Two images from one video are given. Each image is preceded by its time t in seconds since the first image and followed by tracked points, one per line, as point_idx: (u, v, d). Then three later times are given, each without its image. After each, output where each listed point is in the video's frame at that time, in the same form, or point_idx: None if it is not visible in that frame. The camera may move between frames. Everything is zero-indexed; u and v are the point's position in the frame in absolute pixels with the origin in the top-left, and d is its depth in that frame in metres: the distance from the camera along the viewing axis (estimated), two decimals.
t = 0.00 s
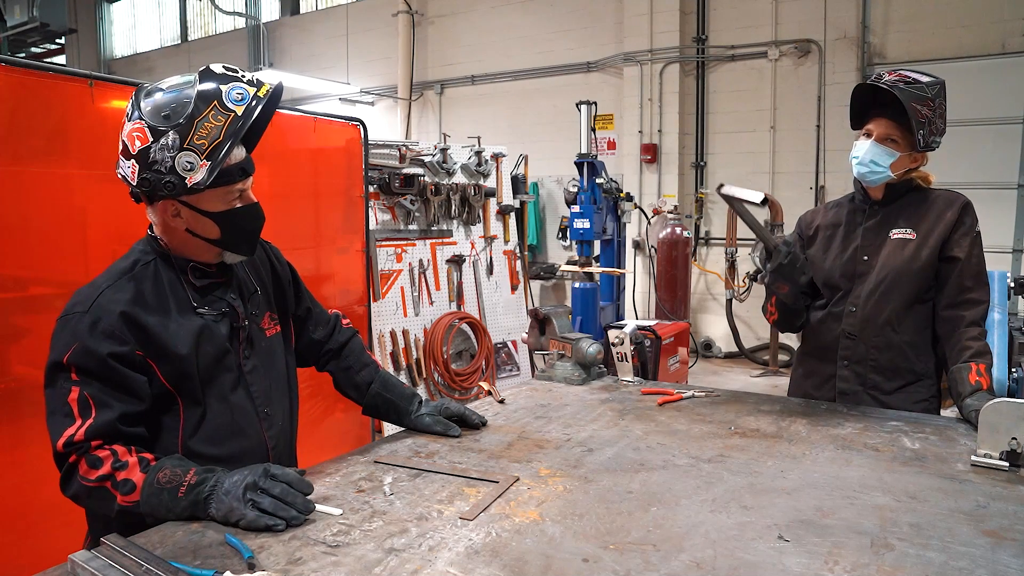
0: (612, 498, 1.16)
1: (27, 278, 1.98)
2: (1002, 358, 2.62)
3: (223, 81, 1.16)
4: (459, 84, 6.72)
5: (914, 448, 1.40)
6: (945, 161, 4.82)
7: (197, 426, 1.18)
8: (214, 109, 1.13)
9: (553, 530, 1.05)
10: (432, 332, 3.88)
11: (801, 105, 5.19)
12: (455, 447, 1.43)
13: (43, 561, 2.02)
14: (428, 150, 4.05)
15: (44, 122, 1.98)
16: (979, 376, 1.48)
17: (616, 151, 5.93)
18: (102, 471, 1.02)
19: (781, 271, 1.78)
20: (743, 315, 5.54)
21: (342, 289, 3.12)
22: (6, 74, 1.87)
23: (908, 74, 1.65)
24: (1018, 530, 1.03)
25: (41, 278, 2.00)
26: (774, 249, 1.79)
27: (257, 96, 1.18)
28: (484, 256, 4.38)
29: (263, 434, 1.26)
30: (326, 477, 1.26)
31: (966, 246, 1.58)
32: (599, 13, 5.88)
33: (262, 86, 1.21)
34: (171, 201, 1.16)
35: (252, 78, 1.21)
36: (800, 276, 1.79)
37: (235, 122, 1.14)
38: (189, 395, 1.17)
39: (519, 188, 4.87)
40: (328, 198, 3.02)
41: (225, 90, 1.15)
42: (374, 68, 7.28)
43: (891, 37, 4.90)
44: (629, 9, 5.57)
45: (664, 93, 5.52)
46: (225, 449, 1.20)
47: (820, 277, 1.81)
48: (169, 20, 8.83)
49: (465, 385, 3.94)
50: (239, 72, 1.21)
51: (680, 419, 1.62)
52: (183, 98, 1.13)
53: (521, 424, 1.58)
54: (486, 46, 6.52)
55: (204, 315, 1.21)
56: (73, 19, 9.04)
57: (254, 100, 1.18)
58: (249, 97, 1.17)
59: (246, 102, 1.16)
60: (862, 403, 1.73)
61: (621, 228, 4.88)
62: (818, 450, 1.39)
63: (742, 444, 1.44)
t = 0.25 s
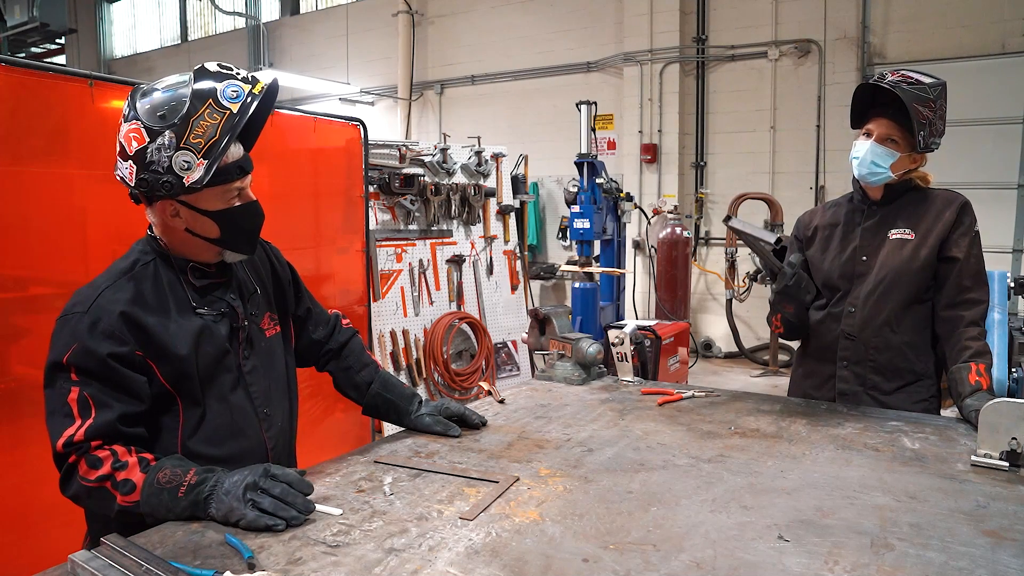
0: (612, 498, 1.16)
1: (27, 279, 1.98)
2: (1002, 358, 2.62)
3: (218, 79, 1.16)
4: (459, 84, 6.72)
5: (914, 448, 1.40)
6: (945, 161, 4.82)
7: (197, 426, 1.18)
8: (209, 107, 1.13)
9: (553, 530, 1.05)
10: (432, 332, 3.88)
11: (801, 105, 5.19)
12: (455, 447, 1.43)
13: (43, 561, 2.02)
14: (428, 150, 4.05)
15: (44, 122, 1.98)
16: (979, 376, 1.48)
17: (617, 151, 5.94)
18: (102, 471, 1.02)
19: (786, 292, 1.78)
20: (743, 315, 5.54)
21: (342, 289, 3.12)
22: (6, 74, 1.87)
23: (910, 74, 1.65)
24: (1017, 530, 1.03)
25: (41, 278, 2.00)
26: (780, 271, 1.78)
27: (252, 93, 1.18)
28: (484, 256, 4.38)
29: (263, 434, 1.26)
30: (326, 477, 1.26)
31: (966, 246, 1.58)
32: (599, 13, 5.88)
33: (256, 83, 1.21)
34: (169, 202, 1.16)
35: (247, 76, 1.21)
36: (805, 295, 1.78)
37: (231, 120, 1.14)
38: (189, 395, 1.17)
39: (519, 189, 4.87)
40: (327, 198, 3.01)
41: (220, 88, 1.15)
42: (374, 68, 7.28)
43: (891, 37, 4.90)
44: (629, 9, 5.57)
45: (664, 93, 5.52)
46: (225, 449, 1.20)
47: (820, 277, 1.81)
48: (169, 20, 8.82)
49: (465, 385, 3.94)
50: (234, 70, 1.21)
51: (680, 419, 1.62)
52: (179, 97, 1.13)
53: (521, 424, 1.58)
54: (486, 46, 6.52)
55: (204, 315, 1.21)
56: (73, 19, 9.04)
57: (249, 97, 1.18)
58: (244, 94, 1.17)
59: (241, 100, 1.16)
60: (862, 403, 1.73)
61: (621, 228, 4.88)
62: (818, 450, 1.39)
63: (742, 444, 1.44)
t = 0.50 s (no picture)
0: (612, 498, 1.16)
1: (27, 278, 1.98)
2: (1002, 358, 2.62)
3: (218, 79, 1.16)
4: (459, 84, 6.72)
5: (915, 448, 1.40)
6: (945, 161, 4.82)
7: (197, 426, 1.18)
8: (209, 108, 1.13)
9: (553, 530, 1.05)
10: (432, 332, 3.88)
11: (801, 105, 5.19)
12: (455, 447, 1.43)
13: (43, 561, 2.02)
14: (428, 150, 4.05)
15: (44, 122, 1.98)
16: (979, 376, 1.48)
17: (617, 151, 5.94)
18: (102, 471, 1.02)
19: (786, 298, 1.76)
20: (743, 315, 5.54)
21: (342, 289, 3.12)
22: (6, 74, 1.87)
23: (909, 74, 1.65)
24: (1018, 530, 1.03)
25: (41, 278, 2.00)
26: (780, 276, 1.76)
27: (252, 94, 1.18)
28: (484, 256, 4.38)
29: (262, 434, 1.26)
30: (326, 477, 1.26)
31: (966, 246, 1.58)
32: (598, 13, 5.88)
33: (255, 84, 1.21)
34: (169, 202, 1.16)
35: (247, 76, 1.21)
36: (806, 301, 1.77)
37: (231, 120, 1.14)
38: (189, 395, 1.17)
39: (519, 188, 4.87)
40: (327, 198, 3.01)
41: (220, 88, 1.15)
42: (374, 68, 7.28)
43: (891, 37, 4.90)
44: (629, 9, 5.57)
45: (664, 93, 5.52)
46: (225, 449, 1.20)
47: (820, 277, 1.81)
48: (169, 20, 8.83)
49: (465, 385, 3.94)
50: (234, 71, 1.21)
51: (680, 419, 1.62)
52: (178, 97, 1.13)
53: (521, 424, 1.58)
54: (486, 46, 6.52)
55: (203, 315, 1.21)
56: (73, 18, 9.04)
57: (250, 97, 1.18)
58: (244, 94, 1.17)
59: (241, 100, 1.16)
60: (862, 403, 1.73)
61: (621, 228, 4.88)
62: (819, 450, 1.39)
63: (742, 444, 1.44)
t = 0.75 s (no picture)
0: (612, 498, 1.16)
1: (27, 278, 1.98)
2: (1002, 358, 2.62)
3: (218, 80, 1.16)
4: (459, 84, 6.72)
5: (914, 448, 1.40)
6: (944, 161, 4.82)
7: (197, 426, 1.18)
8: (209, 108, 1.13)
9: (553, 530, 1.05)
10: (432, 331, 3.88)
11: (801, 105, 5.19)
12: (455, 447, 1.43)
13: (43, 561, 2.02)
14: (428, 150, 4.05)
15: (44, 122, 1.98)
16: (979, 376, 1.48)
17: (616, 151, 5.94)
18: (102, 471, 1.02)
19: (786, 299, 1.75)
20: (743, 315, 5.54)
21: (342, 289, 3.12)
22: (6, 74, 1.87)
23: (907, 74, 1.65)
24: (1017, 530, 1.03)
25: (40, 278, 2.00)
26: (780, 277, 1.75)
27: (252, 94, 1.18)
28: (484, 256, 4.39)
29: (262, 434, 1.26)
30: (326, 477, 1.26)
31: (967, 246, 1.58)
32: (598, 13, 5.89)
33: (255, 84, 1.21)
34: (169, 202, 1.16)
35: (247, 77, 1.21)
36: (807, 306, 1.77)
37: (232, 121, 1.14)
38: (189, 395, 1.17)
39: (519, 189, 4.87)
40: (327, 198, 3.01)
41: (220, 89, 1.15)
42: (374, 68, 7.28)
43: (891, 37, 4.91)
44: (629, 9, 5.57)
45: (664, 93, 5.52)
46: (225, 449, 1.20)
47: (822, 277, 1.81)
48: (169, 20, 8.83)
49: (465, 385, 3.94)
50: (234, 71, 1.21)
51: (680, 419, 1.62)
52: (179, 98, 1.13)
53: (521, 424, 1.58)
54: (486, 46, 6.52)
55: (203, 315, 1.21)
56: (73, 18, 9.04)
57: (250, 98, 1.18)
58: (244, 95, 1.17)
59: (241, 101, 1.16)
60: (862, 403, 1.73)
61: (620, 228, 4.88)
62: (819, 450, 1.39)
63: (742, 444, 1.44)
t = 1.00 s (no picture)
0: (612, 498, 1.16)
1: (27, 278, 1.98)
2: (1002, 358, 2.62)
3: (218, 80, 1.16)
4: (459, 84, 6.72)
5: (915, 448, 1.40)
6: (944, 161, 4.82)
7: (197, 426, 1.18)
8: (209, 109, 1.13)
9: (553, 530, 1.05)
10: (432, 332, 3.88)
11: (801, 105, 5.19)
12: (455, 447, 1.43)
13: (43, 561, 2.02)
14: (428, 150, 4.05)
15: (44, 122, 1.98)
16: (979, 376, 1.48)
17: (616, 151, 5.94)
18: (102, 471, 1.02)
19: (779, 303, 1.75)
20: (743, 315, 5.54)
21: (342, 289, 3.12)
22: (5, 74, 1.87)
23: (907, 76, 1.65)
24: (1017, 530, 1.03)
25: (40, 278, 2.00)
26: (769, 283, 1.74)
27: (252, 94, 1.18)
28: (484, 256, 4.38)
29: (263, 434, 1.26)
30: (326, 477, 1.26)
31: (969, 246, 1.58)
32: (598, 13, 5.89)
33: (254, 85, 1.21)
34: (169, 202, 1.16)
35: (247, 78, 1.21)
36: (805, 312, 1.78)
37: (232, 122, 1.14)
38: (189, 396, 1.17)
39: (519, 189, 4.87)
40: (328, 198, 3.01)
41: (220, 89, 1.15)
42: (374, 68, 7.28)
43: (891, 37, 4.91)
44: (629, 9, 5.57)
45: (664, 93, 5.52)
46: (225, 449, 1.20)
47: (824, 277, 1.81)
48: (169, 20, 8.83)
49: (465, 385, 3.94)
50: (234, 72, 1.21)
51: (680, 419, 1.62)
52: (179, 98, 1.13)
53: (521, 425, 1.58)
54: (486, 46, 6.52)
55: (203, 315, 1.21)
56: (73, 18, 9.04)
57: (250, 98, 1.18)
58: (244, 95, 1.17)
59: (241, 101, 1.16)
60: (864, 403, 1.74)
61: (621, 228, 4.88)
62: (819, 450, 1.39)
63: (742, 444, 1.44)
